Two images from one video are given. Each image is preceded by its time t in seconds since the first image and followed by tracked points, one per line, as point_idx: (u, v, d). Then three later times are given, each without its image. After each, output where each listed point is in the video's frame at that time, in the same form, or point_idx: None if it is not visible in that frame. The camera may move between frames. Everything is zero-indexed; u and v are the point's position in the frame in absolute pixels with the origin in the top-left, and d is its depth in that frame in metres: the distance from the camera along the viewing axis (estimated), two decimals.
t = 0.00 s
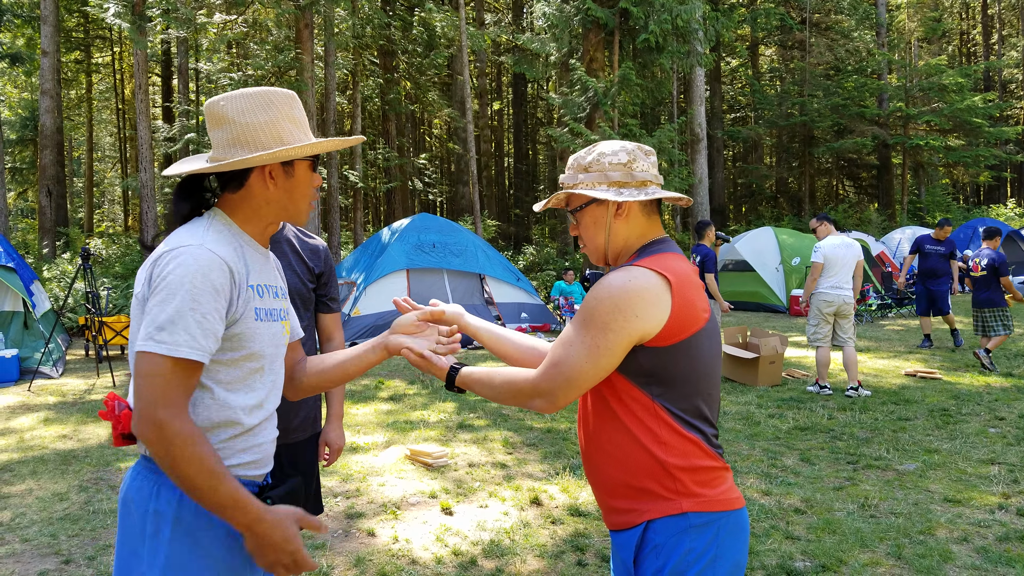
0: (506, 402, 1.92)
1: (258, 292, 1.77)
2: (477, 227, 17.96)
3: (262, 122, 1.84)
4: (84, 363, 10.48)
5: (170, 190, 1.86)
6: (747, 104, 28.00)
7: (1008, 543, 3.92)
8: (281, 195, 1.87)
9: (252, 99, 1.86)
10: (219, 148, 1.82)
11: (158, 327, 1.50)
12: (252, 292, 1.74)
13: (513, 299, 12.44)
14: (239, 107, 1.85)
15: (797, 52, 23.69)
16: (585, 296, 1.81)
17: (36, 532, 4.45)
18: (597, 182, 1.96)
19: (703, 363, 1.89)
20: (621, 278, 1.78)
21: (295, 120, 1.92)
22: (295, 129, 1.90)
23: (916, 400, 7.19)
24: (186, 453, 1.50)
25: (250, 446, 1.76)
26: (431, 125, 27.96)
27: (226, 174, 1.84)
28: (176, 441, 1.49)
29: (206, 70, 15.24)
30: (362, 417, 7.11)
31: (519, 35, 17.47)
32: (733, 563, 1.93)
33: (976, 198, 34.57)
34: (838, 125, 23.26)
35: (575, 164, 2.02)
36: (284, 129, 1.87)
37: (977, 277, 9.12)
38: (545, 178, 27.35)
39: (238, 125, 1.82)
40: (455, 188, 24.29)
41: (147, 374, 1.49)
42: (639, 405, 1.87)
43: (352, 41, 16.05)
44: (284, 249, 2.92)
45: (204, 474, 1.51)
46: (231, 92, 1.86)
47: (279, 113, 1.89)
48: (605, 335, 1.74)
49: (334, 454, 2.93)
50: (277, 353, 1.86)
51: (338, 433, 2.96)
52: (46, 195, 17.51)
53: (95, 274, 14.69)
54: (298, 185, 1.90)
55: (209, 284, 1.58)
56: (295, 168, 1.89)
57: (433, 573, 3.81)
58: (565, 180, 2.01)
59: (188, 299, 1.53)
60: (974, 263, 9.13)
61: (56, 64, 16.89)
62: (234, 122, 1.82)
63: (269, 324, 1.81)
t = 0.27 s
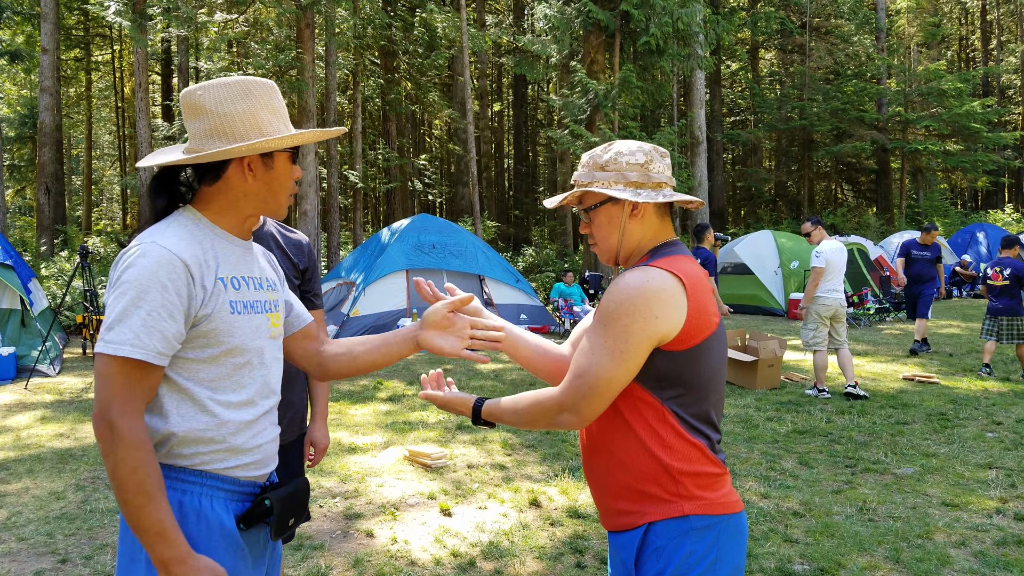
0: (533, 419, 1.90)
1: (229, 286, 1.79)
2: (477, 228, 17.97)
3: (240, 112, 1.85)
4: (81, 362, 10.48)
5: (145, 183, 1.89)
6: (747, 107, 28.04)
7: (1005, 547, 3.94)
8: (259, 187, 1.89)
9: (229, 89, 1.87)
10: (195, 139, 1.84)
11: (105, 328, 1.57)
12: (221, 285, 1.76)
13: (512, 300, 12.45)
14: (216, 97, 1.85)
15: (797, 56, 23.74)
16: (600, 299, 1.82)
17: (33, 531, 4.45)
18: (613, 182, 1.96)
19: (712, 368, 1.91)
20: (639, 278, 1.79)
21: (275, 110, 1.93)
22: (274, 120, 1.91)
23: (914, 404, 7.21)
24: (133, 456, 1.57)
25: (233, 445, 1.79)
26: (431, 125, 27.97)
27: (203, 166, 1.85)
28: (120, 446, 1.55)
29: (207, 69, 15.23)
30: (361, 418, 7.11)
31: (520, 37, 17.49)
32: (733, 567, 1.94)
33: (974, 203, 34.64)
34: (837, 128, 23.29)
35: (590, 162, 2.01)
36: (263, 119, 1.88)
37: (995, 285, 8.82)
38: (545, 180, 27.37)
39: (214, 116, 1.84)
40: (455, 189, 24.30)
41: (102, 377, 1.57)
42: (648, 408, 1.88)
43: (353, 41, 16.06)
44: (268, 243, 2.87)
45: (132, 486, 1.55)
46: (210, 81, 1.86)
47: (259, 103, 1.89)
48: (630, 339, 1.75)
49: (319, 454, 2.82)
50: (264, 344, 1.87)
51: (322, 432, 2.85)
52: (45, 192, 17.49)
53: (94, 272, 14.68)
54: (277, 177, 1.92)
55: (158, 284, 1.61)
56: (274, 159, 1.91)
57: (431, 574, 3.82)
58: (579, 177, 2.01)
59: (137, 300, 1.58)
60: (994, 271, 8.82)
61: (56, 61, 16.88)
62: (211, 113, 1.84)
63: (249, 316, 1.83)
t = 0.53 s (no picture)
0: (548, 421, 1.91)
1: (207, 283, 1.78)
2: (474, 227, 17.96)
3: (217, 102, 1.85)
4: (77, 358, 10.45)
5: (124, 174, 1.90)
6: (745, 108, 28.06)
7: (1001, 547, 3.96)
8: (234, 180, 1.88)
9: (207, 79, 1.86)
10: (173, 129, 1.84)
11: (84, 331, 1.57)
12: (198, 283, 1.75)
13: (509, 299, 12.45)
14: (192, 86, 1.85)
15: (796, 57, 23.76)
16: (609, 299, 1.83)
17: (30, 527, 4.44)
18: (620, 181, 1.96)
19: (718, 370, 1.91)
20: (649, 277, 1.79)
21: (255, 102, 1.92)
22: (253, 112, 1.90)
23: (911, 405, 7.23)
24: (130, 464, 1.58)
25: (226, 444, 1.79)
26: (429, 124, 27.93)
27: (180, 156, 1.85)
28: (122, 456, 1.57)
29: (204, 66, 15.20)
30: (359, 416, 7.11)
31: (519, 35, 17.47)
32: (733, 567, 1.95)
33: (970, 204, 34.72)
34: (835, 129, 23.30)
35: (595, 161, 2.01)
36: (241, 111, 1.87)
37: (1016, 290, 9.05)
38: (542, 179, 27.35)
39: (191, 105, 1.83)
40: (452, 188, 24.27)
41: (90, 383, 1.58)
42: (655, 410, 1.88)
43: (351, 38, 16.03)
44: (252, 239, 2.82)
45: (134, 491, 1.58)
46: (188, 70, 1.86)
47: (238, 94, 1.89)
48: (645, 340, 1.75)
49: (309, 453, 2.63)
50: (251, 338, 1.86)
51: (312, 430, 2.65)
52: (42, 188, 17.44)
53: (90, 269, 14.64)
54: (256, 171, 1.90)
55: (129, 287, 1.60)
56: (252, 152, 1.90)
57: (429, 572, 3.82)
58: (585, 177, 2.02)
59: (108, 304, 1.58)
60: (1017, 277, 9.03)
61: (52, 57, 16.82)
62: (187, 103, 1.83)
63: (231, 312, 1.81)
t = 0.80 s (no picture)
0: (567, 435, 1.87)
1: (201, 282, 1.77)
2: (473, 224, 17.95)
3: (206, 96, 1.85)
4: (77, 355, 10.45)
5: (118, 167, 1.90)
6: (744, 105, 28.03)
7: (1001, 545, 3.96)
8: (223, 174, 1.88)
9: (198, 71, 1.87)
10: (165, 120, 1.85)
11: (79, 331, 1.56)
12: (192, 281, 1.75)
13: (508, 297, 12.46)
14: (184, 79, 1.86)
15: (795, 54, 23.75)
16: (624, 301, 1.82)
17: (31, 524, 4.44)
18: (633, 178, 1.96)
19: (729, 373, 1.92)
20: (662, 278, 1.78)
21: (248, 96, 1.92)
22: (244, 106, 1.90)
23: (910, 403, 7.23)
24: (126, 464, 1.58)
25: (224, 441, 1.79)
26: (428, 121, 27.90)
27: (171, 148, 1.85)
28: (119, 457, 1.57)
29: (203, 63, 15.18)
30: (358, 413, 7.11)
31: (518, 33, 17.44)
32: (737, 566, 1.95)
33: (969, 202, 34.73)
34: (835, 127, 23.29)
35: (607, 157, 2.01)
36: (231, 104, 1.87)
37: None
38: (541, 176, 27.33)
39: (182, 98, 1.85)
40: (451, 185, 24.25)
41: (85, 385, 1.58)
42: (665, 412, 1.88)
43: (350, 35, 16.00)
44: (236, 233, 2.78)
45: (129, 493, 1.57)
46: (181, 64, 1.87)
47: (229, 88, 1.89)
48: (664, 342, 1.75)
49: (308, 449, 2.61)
50: (245, 336, 1.85)
51: (306, 423, 2.63)
52: (41, 185, 17.41)
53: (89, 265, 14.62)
54: (246, 167, 1.90)
55: (123, 286, 1.60)
56: (241, 147, 1.89)
57: (430, 568, 3.82)
58: (595, 174, 2.01)
59: (101, 304, 1.57)
60: None
61: (51, 54, 16.79)
62: (178, 96, 1.85)
63: (226, 310, 1.81)
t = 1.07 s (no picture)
0: (615, 467, 1.75)
1: (203, 280, 1.77)
2: (475, 222, 17.94)
3: (212, 94, 1.84)
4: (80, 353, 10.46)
5: (124, 163, 1.90)
6: (747, 103, 27.98)
7: (1006, 544, 3.95)
8: (225, 174, 1.86)
9: (207, 69, 1.87)
10: (170, 118, 1.85)
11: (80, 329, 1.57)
12: (194, 280, 1.74)
13: (510, 295, 12.46)
14: (192, 77, 1.86)
15: (797, 52, 23.70)
16: (652, 310, 1.76)
17: (35, 521, 4.45)
18: (648, 170, 1.91)
19: (754, 381, 1.91)
20: (692, 283, 1.74)
21: (254, 96, 1.91)
22: (248, 105, 1.88)
23: (914, 401, 7.21)
24: (124, 465, 1.57)
25: (226, 440, 1.79)
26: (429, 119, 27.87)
27: (176, 145, 1.84)
28: (117, 457, 1.57)
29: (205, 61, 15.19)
30: (361, 411, 7.12)
31: (519, 30, 17.42)
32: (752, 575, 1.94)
33: (972, 199, 34.64)
34: (837, 125, 23.23)
35: (620, 149, 1.96)
36: (235, 103, 1.85)
37: None
38: (544, 174, 27.32)
39: (187, 95, 1.84)
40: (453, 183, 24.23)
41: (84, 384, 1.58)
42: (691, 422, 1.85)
43: (351, 33, 15.99)
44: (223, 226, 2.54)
45: (126, 494, 1.57)
46: (187, 60, 1.87)
47: (234, 86, 1.88)
48: (705, 349, 1.70)
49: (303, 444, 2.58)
50: (247, 335, 1.84)
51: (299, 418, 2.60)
52: (44, 184, 17.44)
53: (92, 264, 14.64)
54: (249, 166, 1.88)
55: (123, 284, 1.59)
56: (245, 147, 1.87)
57: (433, 566, 3.82)
58: (608, 166, 1.96)
59: (101, 302, 1.57)
60: None
61: (53, 52, 16.79)
62: (186, 92, 1.84)
63: (228, 309, 1.80)
